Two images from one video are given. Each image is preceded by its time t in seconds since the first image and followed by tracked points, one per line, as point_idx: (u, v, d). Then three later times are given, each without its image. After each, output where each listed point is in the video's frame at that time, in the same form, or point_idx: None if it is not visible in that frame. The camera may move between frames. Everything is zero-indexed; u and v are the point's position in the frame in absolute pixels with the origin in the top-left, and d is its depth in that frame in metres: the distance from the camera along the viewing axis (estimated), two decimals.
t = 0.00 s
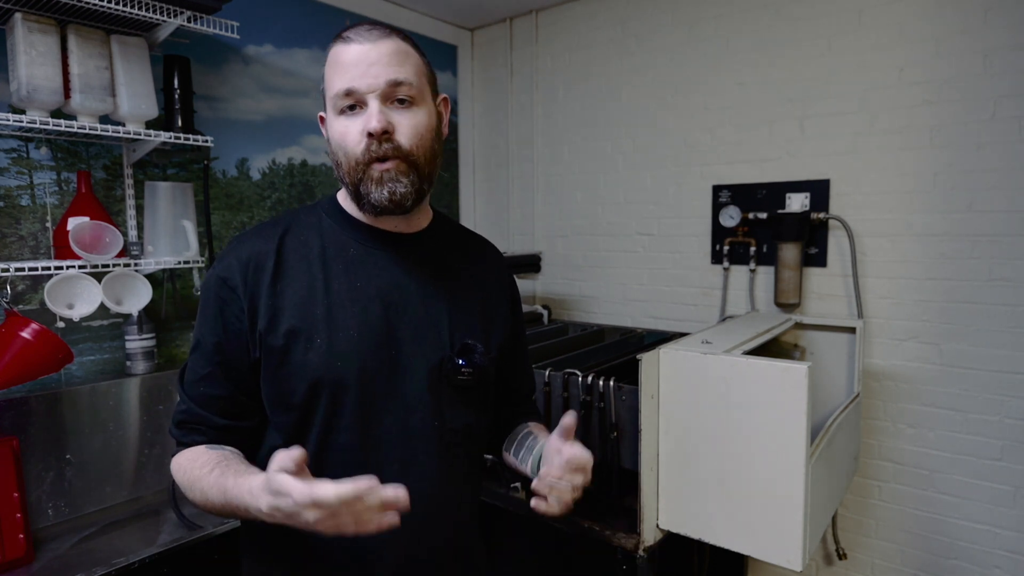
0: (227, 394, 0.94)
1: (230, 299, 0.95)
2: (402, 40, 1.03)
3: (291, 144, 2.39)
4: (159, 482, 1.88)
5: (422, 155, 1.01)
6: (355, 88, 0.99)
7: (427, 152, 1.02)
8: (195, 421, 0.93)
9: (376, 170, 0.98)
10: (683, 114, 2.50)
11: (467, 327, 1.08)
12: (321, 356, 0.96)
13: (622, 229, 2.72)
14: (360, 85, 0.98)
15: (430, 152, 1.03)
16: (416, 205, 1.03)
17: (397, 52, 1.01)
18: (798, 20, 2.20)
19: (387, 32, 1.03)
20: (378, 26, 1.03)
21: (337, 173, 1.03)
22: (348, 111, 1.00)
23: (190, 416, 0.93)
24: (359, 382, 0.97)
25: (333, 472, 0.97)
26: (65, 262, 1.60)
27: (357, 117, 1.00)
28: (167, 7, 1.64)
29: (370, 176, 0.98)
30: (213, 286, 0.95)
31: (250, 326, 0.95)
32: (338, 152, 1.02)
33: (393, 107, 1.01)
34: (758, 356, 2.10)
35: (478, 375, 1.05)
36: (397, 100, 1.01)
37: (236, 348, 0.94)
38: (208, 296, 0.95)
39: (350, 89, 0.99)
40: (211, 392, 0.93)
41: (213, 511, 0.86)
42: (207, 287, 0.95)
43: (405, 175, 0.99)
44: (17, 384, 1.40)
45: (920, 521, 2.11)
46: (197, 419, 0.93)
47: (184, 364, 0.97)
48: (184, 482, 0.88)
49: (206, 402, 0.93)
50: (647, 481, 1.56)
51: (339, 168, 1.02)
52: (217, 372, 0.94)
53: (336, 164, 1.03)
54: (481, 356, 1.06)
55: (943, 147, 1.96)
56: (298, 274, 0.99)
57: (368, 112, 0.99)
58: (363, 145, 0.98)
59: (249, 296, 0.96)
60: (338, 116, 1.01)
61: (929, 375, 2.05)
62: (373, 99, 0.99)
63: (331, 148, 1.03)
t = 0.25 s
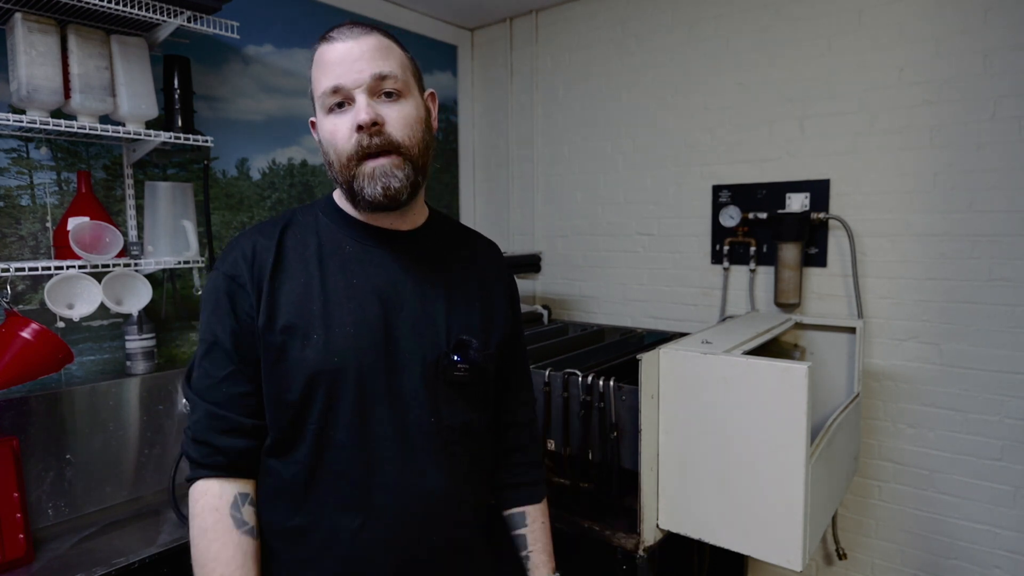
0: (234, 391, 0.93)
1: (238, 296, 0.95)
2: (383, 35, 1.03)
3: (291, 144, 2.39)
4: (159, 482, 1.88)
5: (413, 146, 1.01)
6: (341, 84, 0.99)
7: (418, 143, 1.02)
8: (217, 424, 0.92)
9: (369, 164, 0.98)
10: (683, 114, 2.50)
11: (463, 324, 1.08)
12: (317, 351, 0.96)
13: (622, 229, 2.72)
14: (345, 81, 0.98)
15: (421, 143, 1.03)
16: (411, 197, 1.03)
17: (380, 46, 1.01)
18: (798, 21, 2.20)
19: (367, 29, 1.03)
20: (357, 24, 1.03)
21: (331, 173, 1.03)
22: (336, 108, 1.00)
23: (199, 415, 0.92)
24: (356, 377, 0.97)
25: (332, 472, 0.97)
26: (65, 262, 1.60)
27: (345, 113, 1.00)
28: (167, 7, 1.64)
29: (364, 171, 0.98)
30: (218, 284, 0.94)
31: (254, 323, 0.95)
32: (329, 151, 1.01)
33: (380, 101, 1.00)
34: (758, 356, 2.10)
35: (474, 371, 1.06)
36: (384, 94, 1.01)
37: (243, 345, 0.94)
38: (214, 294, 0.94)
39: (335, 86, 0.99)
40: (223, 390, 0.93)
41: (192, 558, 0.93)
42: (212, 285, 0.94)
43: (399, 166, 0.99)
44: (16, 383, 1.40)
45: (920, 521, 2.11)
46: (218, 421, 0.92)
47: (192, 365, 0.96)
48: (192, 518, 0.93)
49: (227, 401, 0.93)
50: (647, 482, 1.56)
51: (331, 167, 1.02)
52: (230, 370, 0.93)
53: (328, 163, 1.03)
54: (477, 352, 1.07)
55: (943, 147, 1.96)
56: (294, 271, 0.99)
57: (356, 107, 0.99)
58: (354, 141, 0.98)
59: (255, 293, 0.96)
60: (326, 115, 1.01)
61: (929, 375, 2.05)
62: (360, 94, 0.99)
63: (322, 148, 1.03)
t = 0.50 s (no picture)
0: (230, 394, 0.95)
1: (224, 301, 0.96)
2: (405, 37, 1.03)
3: (291, 144, 2.39)
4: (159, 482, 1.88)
5: (423, 152, 1.01)
6: (357, 84, 0.98)
7: (428, 149, 1.02)
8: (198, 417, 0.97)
9: (376, 166, 0.98)
10: (683, 114, 2.50)
11: (467, 327, 1.08)
12: (320, 357, 0.96)
13: (622, 229, 2.72)
14: (362, 81, 0.98)
15: (431, 149, 1.03)
16: (415, 202, 1.03)
17: (400, 48, 1.01)
18: (798, 21, 2.20)
19: (389, 29, 1.03)
20: (379, 23, 1.02)
21: (338, 171, 1.03)
22: (349, 107, 1.00)
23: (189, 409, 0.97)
24: (360, 383, 0.97)
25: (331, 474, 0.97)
26: (65, 262, 1.60)
27: (358, 113, 0.99)
28: (167, 7, 1.64)
29: (371, 173, 0.98)
30: (208, 289, 0.96)
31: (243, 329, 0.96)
32: (338, 149, 1.01)
33: (395, 104, 1.00)
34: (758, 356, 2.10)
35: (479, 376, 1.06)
36: (399, 98, 1.01)
37: (229, 349, 0.96)
38: (204, 297, 0.96)
39: (351, 85, 0.99)
40: (209, 390, 0.96)
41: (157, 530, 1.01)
42: (203, 290, 0.97)
43: (406, 172, 0.99)
44: (16, 384, 1.40)
45: (920, 521, 2.11)
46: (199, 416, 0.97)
47: (183, 358, 1.00)
48: (158, 494, 1.00)
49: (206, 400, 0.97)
50: (648, 482, 1.56)
51: (339, 165, 1.02)
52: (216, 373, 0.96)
53: (335, 161, 1.03)
54: (484, 356, 1.07)
55: (942, 147, 1.96)
56: (296, 275, 0.99)
57: (370, 108, 0.99)
58: (364, 142, 0.98)
59: (242, 301, 0.96)
60: (339, 112, 1.01)
61: (929, 375, 2.05)
62: (375, 95, 0.99)
63: (331, 145, 1.03)
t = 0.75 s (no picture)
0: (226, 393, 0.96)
1: (226, 301, 0.96)
2: (428, 44, 1.04)
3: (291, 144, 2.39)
4: (159, 482, 1.88)
5: (437, 158, 1.02)
6: (380, 82, 0.98)
7: (442, 156, 1.03)
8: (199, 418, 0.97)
9: (391, 166, 0.97)
10: (683, 114, 2.50)
11: (465, 330, 1.08)
12: (316, 359, 0.96)
13: (622, 229, 2.72)
14: (385, 80, 0.98)
15: (445, 156, 1.04)
16: (422, 206, 1.03)
17: (425, 54, 1.02)
18: (798, 21, 2.20)
19: (414, 33, 1.03)
20: (405, 26, 1.03)
21: (347, 167, 1.01)
22: (369, 104, 0.99)
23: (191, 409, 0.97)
24: (356, 385, 0.97)
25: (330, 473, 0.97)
26: (65, 262, 1.60)
27: (378, 111, 0.99)
28: (167, 7, 1.64)
29: (385, 172, 0.97)
30: (210, 288, 0.96)
31: (243, 330, 0.96)
32: (351, 145, 1.00)
33: (414, 107, 1.01)
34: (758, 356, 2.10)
35: (473, 380, 1.06)
36: (419, 101, 1.01)
37: (230, 350, 0.96)
38: (206, 296, 0.96)
39: (374, 82, 0.98)
40: (212, 392, 0.97)
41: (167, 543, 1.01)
42: (205, 289, 0.97)
43: (420, 176, 0.99)
44: (16, 384, 1.40)
45: (920, 521, 2.11)
46: (200, 416, 0.97)
47: (186, 359, 1.00)
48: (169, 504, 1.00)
49: (208, 400, 0.97)
50: (647, 482, 1.56)
51: (350, 161, 1.00)
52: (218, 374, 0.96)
53: (346, 156, 1.01)
54: (478, 361, 1.07)
55: (942, 147, 1.96)
56: (294, 276, 0.99)
57: (390, 108, 0.98)
58: (382, 141, 0.97)
59: (243, 300, 0.96)
60: (356, 107, 0.99)
61: (929, 375, 2.05)
62: (398, 95, 0.99)
63: (343, 139, 1.01)
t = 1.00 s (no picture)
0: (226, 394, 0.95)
1: (231, 299, 0.95)
2: (434, 49, 1.05)
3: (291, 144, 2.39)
4: (159, 482, 1.88)
5: (438, 161, 1.02)
6: (386, 82, 0.98)
7: (443, 159, 1.03)
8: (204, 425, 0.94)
9: (392, 166, 0.97)
10: (683, 114, 2.50)
11: (461, 329, 1.08)
12: (313, 356, 0.96)
13: (622, 229, 2.72)
14: (392, 81, 0.98)
15: (444, 159, 1.04)
16: (420, 207, 1.03)
17: (431, 58, 1.02)
18: (798, 21, 2.20)
19: (421, 38, 1.04)
20: (413, 30, 1.03)
21: (348, 165, 1.01)
22: (373, 103, 0.99)
23: (194, 417, 0.94)
24: (353, 382, 0.97)
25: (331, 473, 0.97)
26: (65, 262, 1.60)
27: (382, 111, 0.99)
28: (167, 7, 1.64)
29: (385, 172, 0.97)
30: (213, 286, 0.95)
31: (246, 327, 0.95)
32: (353, 143, 1.00)
33: (419, 109, 1.01)
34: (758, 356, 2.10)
35: (467, 377, 1.06)
36: (424, 104, 1.01)
37: (232, 348, 0.95)
38: (208, 295, 0.95)
39: (380, 82, 0.98)
40: (213, 394, 0.94)
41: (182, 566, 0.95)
42: (207, 288, 0.95)
43: (420, 177, 0.99)
44: (16, 384, 1.40)
45: (920, 521, 2.11)
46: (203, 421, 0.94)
47: (188, 365, 0.98)
48: (181, 522, 0.94)
49: (214, 404, 0.94)
50: (647, 482, 1.56)
51: (352, 159, 1.00)
52: (223, 372, 0.94)
53: (348, 154, 1.01)
54: (470, 358, 1.07)
55: (942, 147, 1.96)
56: (291, 274, 0.99)
57: (394, 108, 0.98)
58: (384, 141, 0.97)
59: (248, 296, 0.96)
60: (361, 106, 0.99)
61: (929, 375, 2.05)
62: (403, 97, 0.99)
63: (345, 137, 1.01)
